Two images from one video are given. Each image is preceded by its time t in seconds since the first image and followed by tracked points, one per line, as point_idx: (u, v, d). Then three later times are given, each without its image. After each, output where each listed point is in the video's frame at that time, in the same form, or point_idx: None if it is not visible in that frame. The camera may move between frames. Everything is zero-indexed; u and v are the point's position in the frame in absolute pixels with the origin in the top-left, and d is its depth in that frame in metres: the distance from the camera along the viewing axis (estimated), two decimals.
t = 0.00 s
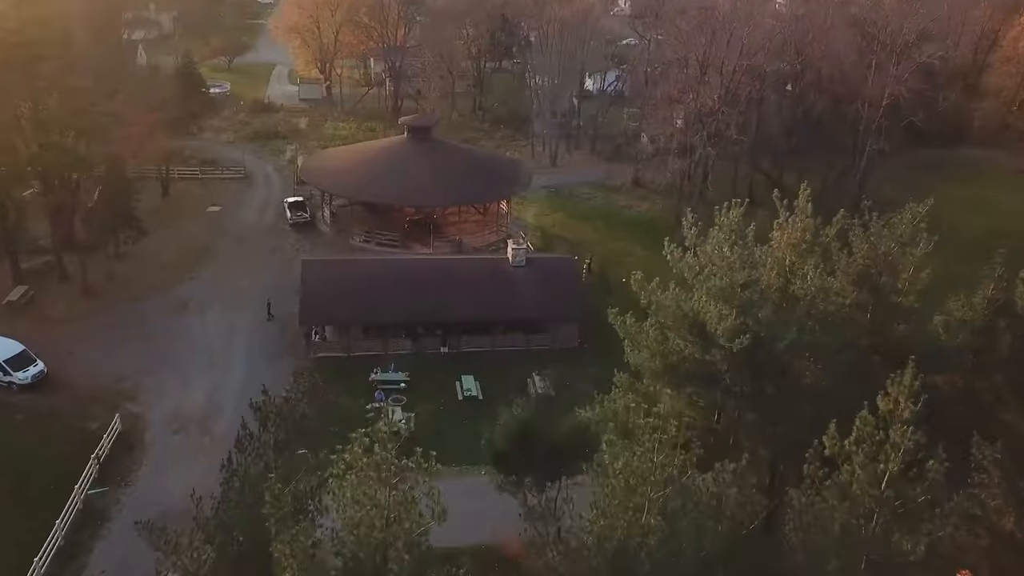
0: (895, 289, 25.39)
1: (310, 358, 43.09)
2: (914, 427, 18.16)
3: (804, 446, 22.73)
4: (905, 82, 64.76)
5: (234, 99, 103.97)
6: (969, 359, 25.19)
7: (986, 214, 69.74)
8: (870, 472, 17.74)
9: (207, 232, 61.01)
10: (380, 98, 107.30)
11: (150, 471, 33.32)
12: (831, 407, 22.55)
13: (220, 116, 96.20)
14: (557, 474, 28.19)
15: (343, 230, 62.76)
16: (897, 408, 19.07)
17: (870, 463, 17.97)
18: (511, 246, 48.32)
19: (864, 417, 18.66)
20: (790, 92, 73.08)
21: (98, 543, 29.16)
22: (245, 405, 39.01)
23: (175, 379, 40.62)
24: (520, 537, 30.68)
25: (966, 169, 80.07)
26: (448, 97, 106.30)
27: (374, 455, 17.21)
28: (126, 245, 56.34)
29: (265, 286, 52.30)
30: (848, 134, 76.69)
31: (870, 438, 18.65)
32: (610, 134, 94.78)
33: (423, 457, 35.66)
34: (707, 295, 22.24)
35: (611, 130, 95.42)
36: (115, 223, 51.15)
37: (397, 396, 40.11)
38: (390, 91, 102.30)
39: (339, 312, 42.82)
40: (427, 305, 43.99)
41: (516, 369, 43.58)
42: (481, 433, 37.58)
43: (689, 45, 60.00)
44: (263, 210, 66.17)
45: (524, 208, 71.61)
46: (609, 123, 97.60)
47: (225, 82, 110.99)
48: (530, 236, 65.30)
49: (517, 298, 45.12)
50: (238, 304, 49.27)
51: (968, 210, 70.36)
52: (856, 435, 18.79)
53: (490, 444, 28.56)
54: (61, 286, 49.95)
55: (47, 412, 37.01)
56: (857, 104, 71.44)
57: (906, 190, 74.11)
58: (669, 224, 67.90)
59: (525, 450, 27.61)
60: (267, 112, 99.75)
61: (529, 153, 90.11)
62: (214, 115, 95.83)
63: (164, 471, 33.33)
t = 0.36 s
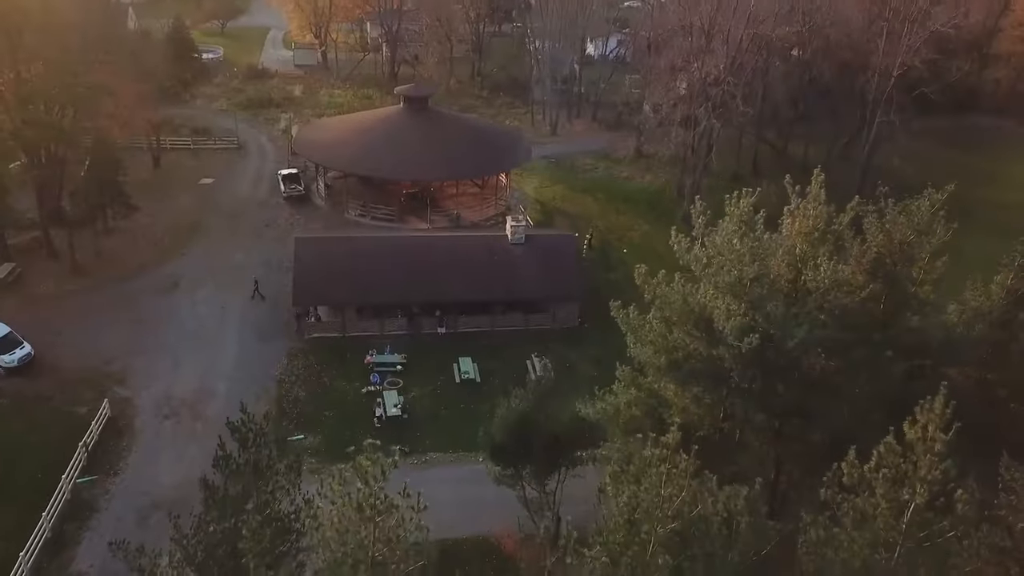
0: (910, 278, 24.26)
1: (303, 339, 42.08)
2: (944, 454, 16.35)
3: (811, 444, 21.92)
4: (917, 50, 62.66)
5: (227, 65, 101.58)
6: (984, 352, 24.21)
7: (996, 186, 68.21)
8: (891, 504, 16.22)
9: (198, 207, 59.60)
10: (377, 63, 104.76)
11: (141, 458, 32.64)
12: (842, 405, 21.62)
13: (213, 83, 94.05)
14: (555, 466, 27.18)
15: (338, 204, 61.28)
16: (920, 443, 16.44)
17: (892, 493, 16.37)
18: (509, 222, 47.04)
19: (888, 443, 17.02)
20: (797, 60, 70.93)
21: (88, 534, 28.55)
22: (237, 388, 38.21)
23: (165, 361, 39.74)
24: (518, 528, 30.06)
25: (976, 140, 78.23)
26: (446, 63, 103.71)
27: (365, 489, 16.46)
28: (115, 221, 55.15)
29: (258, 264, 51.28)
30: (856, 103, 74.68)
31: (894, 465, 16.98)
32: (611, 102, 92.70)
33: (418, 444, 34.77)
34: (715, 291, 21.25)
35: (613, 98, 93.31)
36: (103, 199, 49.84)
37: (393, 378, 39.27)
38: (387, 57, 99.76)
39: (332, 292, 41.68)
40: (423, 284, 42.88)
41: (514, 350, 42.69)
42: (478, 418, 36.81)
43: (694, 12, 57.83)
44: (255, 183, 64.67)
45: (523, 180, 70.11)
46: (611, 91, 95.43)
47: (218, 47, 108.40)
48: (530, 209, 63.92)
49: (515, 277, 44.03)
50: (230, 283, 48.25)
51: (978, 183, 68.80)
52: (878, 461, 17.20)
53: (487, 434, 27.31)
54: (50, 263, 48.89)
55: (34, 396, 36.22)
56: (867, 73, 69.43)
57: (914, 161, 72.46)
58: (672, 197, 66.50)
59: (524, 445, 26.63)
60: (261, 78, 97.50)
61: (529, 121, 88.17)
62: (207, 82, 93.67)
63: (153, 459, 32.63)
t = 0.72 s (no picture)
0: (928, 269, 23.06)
1: (296, 318, 41.05)
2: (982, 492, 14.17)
3: (821, 445, 21.06)
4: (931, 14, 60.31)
5: (219, 26, 98.80)
6: (1002, 347, 23.20)
7: (1008, 156, 66.52)
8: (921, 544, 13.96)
9: (187, 177, 57.96)
10: (373, 24, 101.90)
11: (130, 446, 31.90)
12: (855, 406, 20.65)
13: (205, 46, 91.49)
14: (554, 457, 26.48)
15: (332, 175, 59.74)
16: (956, 492, 14.19)
17: (921, 533, 14.14)
18: (508, 197, 45.71)
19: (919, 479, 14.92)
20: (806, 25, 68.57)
21: (76, 526, 27.85)
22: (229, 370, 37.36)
23: (154, 342, 38.78)
24: (516, 518, 29.53)
25: (987, 107, 76.21)
26: (444, 24, 100.85)
27: (341, 548, 13.65)
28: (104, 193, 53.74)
29: (250, 239, 50.07)
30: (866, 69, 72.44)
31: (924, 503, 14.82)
32: (614, 66, 90.32)
33: (414, 430, 33.95)
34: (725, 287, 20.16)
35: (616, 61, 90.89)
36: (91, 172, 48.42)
37: (389, 360, 38.37)
38: (383, 18, 96.90)
39: (326, 270, 40.54)
40: (420, 262, 41.78)
41: (513, 329, 41.81)
42: (476, 401, 35.99)
43: None
44: (248, 152, 63.01)
45: (523, 148, 68.41)
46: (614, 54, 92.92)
47: (209, 7, 105.36)
48: (529, 179, 62.39)
49: (514, 255, 43.00)
50: (221, 259, 47.15)
51: (989, 152, 67.08)
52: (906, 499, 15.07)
53: (484, 426, 26.44)
54: (37, 238, 47.66)
55: (21, 379, 35.35)
56: (878, 38, 67.15)
57: (923, 130, 70.62)
58: (675, 167, 64.89)
59: (522, 439, 25.77)
60: (254, 40, 94.88)
61: (529, 86, 85.96)
62: (198, 44, 91.14)
63: (143, 447, 31.89)
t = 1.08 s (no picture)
0: (949, 262, 21.74)
1: (290, 299, 40.02)
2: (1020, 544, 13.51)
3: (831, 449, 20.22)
4: None
5: None
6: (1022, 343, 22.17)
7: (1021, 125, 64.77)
8: None
9: (177, 147, 56.33)
10: None
11: (119, 434, 31.12)
12: (868, 410, 19.72)
13: (195, 6, 88.73)
14: (554, 451, 25.74)
15: (327, 145, 58.14)
16: (992, 553, 13.40)
17: None
18: (507, 172, 44.39)
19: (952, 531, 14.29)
20: None
21: (63, 520, 27.17)
22: (221, 353, 36.39)
23: (144, 324, 37.81)
24: (515, 510, 28.93)
25: (1001, 73, 74.16)
26: None
27: None
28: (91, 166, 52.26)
29: (242, 214, 48.76)
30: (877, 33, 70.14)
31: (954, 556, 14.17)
32: (617, 28, 87.75)
33: (411, 417, 33.18)
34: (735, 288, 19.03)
35: (619, 23, 88.25)
36: (76, 145, 46.91)
37: (385, 343, 37.44)
38: None
39: (319, 252, 39.55)
40: (417, 242, 40.84)
41: (512, 309, 40.87)
42: (475, 387, 35.17)
43: None
44: (240, 121, 61.27)
45: (523, 116, 66.62)
46: (617, 15, 90.17)
47: None
48: (529, 149, 60.81)
49: (512, 234, 42.08)
50: (213, 235, 45.94)
51: (1002, 121, 65.34)
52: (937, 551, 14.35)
53: (482, 421, 25.63)
54: (23, 213, 46.37)
55: (7, 363, 34.48)
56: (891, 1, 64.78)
57: (935, 98, 68.75)
58: (679, 136, 63.26)
59: (521, 433, 24.94)
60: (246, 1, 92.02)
61: (530, 49, 83.56)
62: (188, 5, 88.35)
63: (132, 436, 31.08)
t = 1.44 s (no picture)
0: (968, 260, 20.71)
1: (285, 284, 39.10)
2: None
3: (842, 456, 19.44)
4: None
5: None
6: None
7: None
8: None
9: (168, 124, 54.92)
10: None
11: (110, 427, 30.44)
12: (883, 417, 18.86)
13: None
14: (554, 450, 25.06)
15: (322, 120, 56.70)
16: None
17: None
18: (506, 151, 43.12)
19: None
20: None
21: (53, 519, 26.58)
22: (213, 341, 35.60)
23: (135, 311, 37.00)
24: (515, 506, 28.40)
25: (1013, 45, 72.38)
26: None
27: None
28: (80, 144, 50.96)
29: (236, 193, 47.60)
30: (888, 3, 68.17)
31: None
32: None
33: (409, 407, 32.47)
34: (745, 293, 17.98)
35: None
36: (63, 125, 45.59)
37: (381, 331, 36.62)
38: None
39: (313, 236, 38.52)
40: (414, 224, 39.85)
41: (512, 294, 40.06)
42: (473, 376, 34.41)
43: None
44: (233, 95, 59.72)
45: (523, 89, 64.97)
46: None
47: None
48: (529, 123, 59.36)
49: (511, 216, 41.08)
50: (206, 216, 44.87)
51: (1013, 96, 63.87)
52: None
53: (480, 419, 24.89)
54: (11, 194, 45.24)
55: None
56: None
57: (945, 71, 67.11)
58: (682, 110, 61.80)
59: (519, 433, 24.22)
60: None
61: (530, 18, 81.37)
62: None
63: (123, 429, 30.38)
